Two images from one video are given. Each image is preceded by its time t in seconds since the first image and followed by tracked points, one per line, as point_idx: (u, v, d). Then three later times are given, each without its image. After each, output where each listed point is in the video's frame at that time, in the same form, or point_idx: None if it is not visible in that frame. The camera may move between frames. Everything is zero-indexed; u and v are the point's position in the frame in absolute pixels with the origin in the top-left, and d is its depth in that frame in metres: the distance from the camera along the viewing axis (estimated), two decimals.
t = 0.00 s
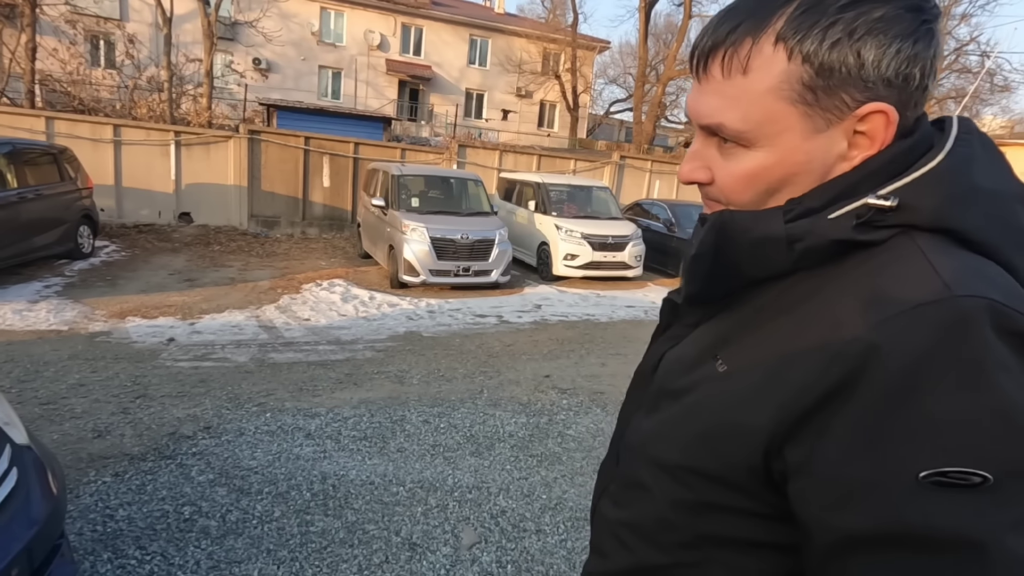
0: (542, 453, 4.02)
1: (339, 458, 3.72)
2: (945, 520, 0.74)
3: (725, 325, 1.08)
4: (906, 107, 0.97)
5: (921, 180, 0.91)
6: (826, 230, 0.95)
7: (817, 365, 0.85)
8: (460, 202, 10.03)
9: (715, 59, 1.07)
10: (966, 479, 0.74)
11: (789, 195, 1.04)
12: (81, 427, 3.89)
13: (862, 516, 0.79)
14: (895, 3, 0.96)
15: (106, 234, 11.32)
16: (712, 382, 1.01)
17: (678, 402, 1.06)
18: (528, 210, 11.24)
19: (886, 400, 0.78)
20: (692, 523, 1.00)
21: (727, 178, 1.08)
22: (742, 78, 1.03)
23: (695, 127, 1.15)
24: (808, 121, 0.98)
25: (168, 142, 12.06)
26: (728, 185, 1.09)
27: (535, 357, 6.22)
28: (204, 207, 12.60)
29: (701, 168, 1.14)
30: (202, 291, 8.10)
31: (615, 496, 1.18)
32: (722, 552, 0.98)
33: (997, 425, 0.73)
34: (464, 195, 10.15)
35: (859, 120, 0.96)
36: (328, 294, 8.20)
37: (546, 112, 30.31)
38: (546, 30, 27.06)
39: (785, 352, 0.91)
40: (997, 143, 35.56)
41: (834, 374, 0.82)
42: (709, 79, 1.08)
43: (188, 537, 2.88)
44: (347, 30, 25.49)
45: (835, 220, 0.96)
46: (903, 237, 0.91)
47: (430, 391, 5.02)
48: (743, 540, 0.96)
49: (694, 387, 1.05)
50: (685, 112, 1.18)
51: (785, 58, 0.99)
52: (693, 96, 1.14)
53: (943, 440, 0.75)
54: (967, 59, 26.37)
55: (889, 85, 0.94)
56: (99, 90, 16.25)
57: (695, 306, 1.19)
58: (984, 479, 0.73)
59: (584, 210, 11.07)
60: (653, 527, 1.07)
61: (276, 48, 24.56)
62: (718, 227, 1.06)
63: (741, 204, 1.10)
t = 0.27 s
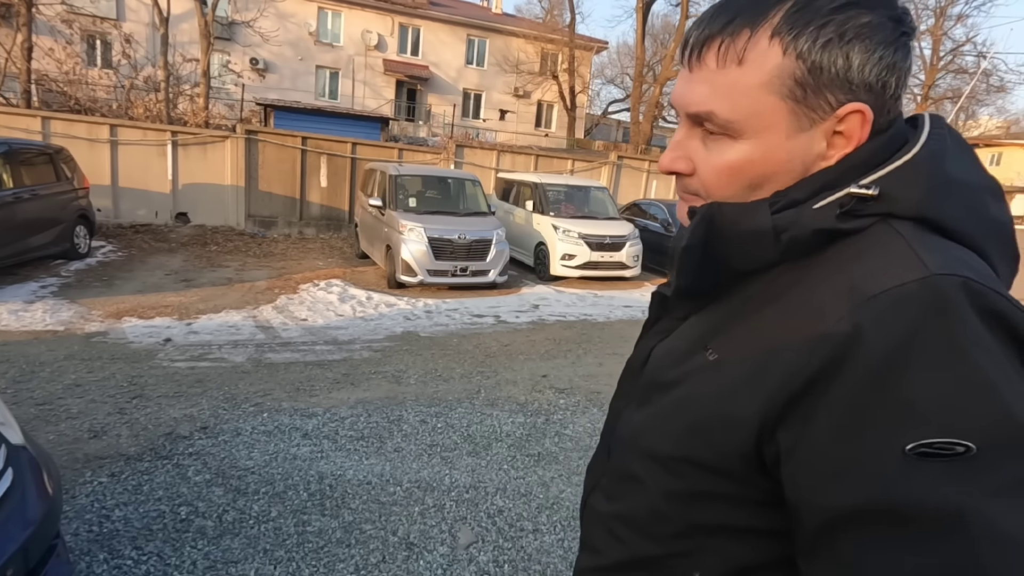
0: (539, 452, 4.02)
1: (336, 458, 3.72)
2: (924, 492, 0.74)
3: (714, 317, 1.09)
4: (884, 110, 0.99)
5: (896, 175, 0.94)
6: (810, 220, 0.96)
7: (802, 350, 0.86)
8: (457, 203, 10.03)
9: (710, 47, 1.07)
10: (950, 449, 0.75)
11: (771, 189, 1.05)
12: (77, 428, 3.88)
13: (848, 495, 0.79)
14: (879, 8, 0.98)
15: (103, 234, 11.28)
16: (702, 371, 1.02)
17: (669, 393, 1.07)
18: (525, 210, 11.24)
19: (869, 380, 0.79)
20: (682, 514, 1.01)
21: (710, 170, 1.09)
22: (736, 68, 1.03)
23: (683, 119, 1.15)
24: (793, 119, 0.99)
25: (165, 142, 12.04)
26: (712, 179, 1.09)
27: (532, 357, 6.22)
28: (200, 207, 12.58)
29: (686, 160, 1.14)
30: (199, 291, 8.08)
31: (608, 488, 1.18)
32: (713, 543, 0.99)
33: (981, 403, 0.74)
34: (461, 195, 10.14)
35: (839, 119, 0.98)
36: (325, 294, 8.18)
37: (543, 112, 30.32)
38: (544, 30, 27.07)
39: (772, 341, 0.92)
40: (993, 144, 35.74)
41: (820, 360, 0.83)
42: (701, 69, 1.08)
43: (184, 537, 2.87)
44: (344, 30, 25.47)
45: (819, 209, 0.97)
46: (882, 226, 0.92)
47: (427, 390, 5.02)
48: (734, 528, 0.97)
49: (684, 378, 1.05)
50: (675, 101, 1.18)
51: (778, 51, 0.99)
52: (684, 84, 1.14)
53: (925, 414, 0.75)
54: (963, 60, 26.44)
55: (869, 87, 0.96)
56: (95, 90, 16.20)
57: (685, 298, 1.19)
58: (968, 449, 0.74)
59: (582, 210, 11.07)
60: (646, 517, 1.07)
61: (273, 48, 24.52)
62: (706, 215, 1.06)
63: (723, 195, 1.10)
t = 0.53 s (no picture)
0: (537, 452, 4.02)
1: (334, 459, 3.71)
2: (912, 453, 0.78)
3: (702, 304, 1.09)
4: (861, 108, 1.01)
5: (875, 166, 0.98)
6: (797, 206, 0.98)
7: (791, 335, 0.89)
8: (455, 202, 10.01)
9: (703, 43, 1.08)
10: (932, 413, 0.79)
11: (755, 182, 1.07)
12: (73, 429, 3.86)
13: (840, 460, 0.82)
14: (857, 13, 1.00)
15: (100, 234, 11.25)
16: (694, 357, 1.03)
17: (660, 379, 1.09)
18: (524, 210, 11.23)
19: (857, 355, 0.82)
20: (675, 498, 1.03)
21: (698, 160, 1.10)
22: (726, 63, 1.04)
23: (673, 111, 1.16)
24: (778, 114, 1.01)
25: (162, 142, 12.01)
26: (700, 170, 1.10)
27: (530, 357, 6.22)
28: (198, 207, 12.54)
29: (675, 151, 1.15)
30: (197, 292, 8.06)
31: (599, 477, 1.19)
32: (705, 526, 1.02)
33: (960, 371, 0.78)
34: (460, 195, 10.13)
35: (819, 115, 1.00)
36: (323, 294, 8.16)
37: (542, 112, 30.30)
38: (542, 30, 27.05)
39: (756, 338, 0.94)
40: (990, 143, 35.79)
41: (809, 338, 0.87)
42: (693, 64, 1.09)
43: (181, 538, 2.86)
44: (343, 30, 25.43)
45: (805, 196, 0.99)
46: (861, 213, 0.97)
47: (426, 391, 5.01)
48: (732, 510, 0.99)
49: (676, 363, 1.07)
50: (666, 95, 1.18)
51: (766, 50, 1.01)
52: (675, 78, 1.15)
53: (914, 380, 0.79)
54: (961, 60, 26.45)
55: (846, 88, 0.99)
56: (92, 90, 16.15)
57: (672, 286, 1.18)
58: (948, 413, 0.78)
59: (580, 210, 11.06)
60: (641, 505, 1.09)
61: (271, 48, 24.47)
62: (699, 204, 1.06)
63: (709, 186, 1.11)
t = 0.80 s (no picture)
0: (537, 453, 4.01)
1: (333, 460, 3.70)
2: (861, 414, 0.85)
3: (677, 292, 1.13)
4: (820, 115, 1.07)
5: (834, 167, 1.05)
6: (763, 200, 1.03)
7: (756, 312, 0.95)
8: (454, 202, 10.00)
9: (677, 54, 1.13)
10: (874, 381, 0.86)
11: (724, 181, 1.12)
12: (71, 430, 3.85)
13: (795, 425, 0.89)
14: (814, 30, 1.05)
15: (99, 234, 11.23)
16: (665, 339, 1.08)
17: (635, 362, 1.13)
18: (523, 210, 11.23)
19: (809, 330, 0.89)
20: (649, 474, 1.07)
21: (673, 161, 1.15)
22: (698, 73, 1.10)
23: (651, 115, 1.21)
24: (744, 119, 1.07)
25: (161, 142, 11.99)
26: (675, 170, 1.15)
27: (529, 357, 6.22)
28: (197, 207, 12.52)
29: (652, 152, 1.19)
30: (195, 292, 8.04)
31: (578, 459, 1.24)
32: (677, 502, 1.06)
33: (903, 342, 0.86)
34: (459, 195, 10.13)
35: (781, 122, 1.06)
36: (322, 295, 8.15)
37: (541, 112, 30.30)
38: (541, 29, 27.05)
39: (723, 318, 0.99)
40: (988, 143, 35.88)
41: (771, 314, 0.93)
42: (669, 72, 1.14)
43: (180, 540, 2.85)
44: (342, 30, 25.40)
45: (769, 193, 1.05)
46: (820, 209, 1.03)
47: (425, 391, 5.00)
48: (702, 485, 1.03)
49: (651, 346, 1.11)
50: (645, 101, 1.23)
51: (733, 61, 1.06)
52: (652, 84, 1.20)
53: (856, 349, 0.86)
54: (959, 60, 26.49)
55: (804, 97, 1.05)
56: (91, 90, 16.12)
57: (648, 276, 1.22)
58: (889, 380, 0.86)
59: (579, 210, 11.06)
60: (616, 484, 1.13)
61: (270, 47, 24.43)
62: (674, 199, 1.09)
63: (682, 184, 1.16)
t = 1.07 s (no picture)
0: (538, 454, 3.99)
1: (335, 460, 3.70)
2: (815, 377, 0.91)
3: (655, 283, 1.18)
4: (782, 121, 1.15)
5: (791, 163, 1.12)
6: (727, 195, 1.11)
7: (723, 295, 1.02)
8: (455, 202, 10.00)
9: (656, 59, 1.21)
10: (825, 348, 0.92)
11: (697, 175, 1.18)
12: (71, 430, 3.84)
13: (760, 391, 0.94)
14: (779, 41, 1.14)
15: (99, 234, 11.22)
16: (643, 327, 1.14)
17: (616, 351, 1.19)
18: (524, 210, 11.22)
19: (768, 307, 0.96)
20: (630, 451, 1.13)
21: (651, 157, 1.22)
22: (674, 77, 1.17)
23: (631, 115, 1.28)
24: (713, 121, 1.15)
25: (161, 142, 11.99)
26: (652, 165, 1.22)
27: (530, 357, 6.21)
28: (197, 207, 12.51)
29: (632, 149, 1.26)
30: (196, 292, 8.04)
31: (566, 446, 1.30)
32: (657, 476, 1.11)
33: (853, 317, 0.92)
34: (460, 195, 10.12)
35: (745, 125, 1.14)
36: (322, 295, 8.14)
37: (541, 112, 30.28)
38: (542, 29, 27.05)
39: (693, 302, 1.06)
40: (989, 144, 35.83)
41: (736, 294, 1.00)
42: (647, 76, 1.22)
43: (181, 541, 2.84)
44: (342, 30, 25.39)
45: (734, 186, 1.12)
46: (777, 203, 1.10)
47: (426, 392, 5.00)
48: (680, 458, 1.08)
49: (631, 334, 1.16)
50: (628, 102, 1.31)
51: (706, 67, 1.14)
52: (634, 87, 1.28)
53: (807, 321, 0.93)
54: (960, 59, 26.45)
55: (767, 101, 1.12)
56: (91, 90, 16.10)
57: (627, 270, 1.26)
58: (838, 347, 0.92)
59: (580, 210, 11.05)
60: (602, 463, 1.18)
61: (270, 47, 24.42)
62: (651, 191, 1.16)
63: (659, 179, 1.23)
